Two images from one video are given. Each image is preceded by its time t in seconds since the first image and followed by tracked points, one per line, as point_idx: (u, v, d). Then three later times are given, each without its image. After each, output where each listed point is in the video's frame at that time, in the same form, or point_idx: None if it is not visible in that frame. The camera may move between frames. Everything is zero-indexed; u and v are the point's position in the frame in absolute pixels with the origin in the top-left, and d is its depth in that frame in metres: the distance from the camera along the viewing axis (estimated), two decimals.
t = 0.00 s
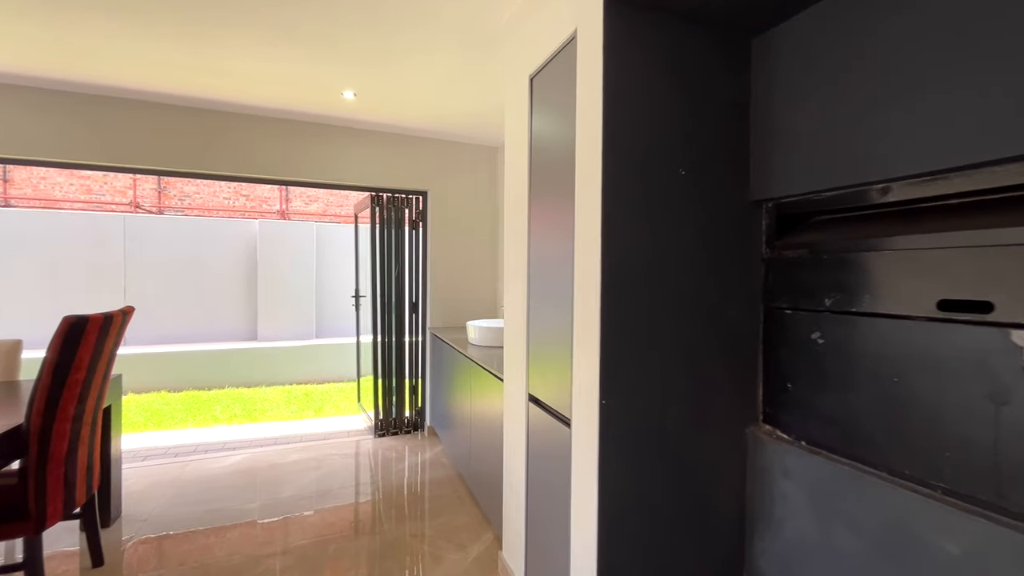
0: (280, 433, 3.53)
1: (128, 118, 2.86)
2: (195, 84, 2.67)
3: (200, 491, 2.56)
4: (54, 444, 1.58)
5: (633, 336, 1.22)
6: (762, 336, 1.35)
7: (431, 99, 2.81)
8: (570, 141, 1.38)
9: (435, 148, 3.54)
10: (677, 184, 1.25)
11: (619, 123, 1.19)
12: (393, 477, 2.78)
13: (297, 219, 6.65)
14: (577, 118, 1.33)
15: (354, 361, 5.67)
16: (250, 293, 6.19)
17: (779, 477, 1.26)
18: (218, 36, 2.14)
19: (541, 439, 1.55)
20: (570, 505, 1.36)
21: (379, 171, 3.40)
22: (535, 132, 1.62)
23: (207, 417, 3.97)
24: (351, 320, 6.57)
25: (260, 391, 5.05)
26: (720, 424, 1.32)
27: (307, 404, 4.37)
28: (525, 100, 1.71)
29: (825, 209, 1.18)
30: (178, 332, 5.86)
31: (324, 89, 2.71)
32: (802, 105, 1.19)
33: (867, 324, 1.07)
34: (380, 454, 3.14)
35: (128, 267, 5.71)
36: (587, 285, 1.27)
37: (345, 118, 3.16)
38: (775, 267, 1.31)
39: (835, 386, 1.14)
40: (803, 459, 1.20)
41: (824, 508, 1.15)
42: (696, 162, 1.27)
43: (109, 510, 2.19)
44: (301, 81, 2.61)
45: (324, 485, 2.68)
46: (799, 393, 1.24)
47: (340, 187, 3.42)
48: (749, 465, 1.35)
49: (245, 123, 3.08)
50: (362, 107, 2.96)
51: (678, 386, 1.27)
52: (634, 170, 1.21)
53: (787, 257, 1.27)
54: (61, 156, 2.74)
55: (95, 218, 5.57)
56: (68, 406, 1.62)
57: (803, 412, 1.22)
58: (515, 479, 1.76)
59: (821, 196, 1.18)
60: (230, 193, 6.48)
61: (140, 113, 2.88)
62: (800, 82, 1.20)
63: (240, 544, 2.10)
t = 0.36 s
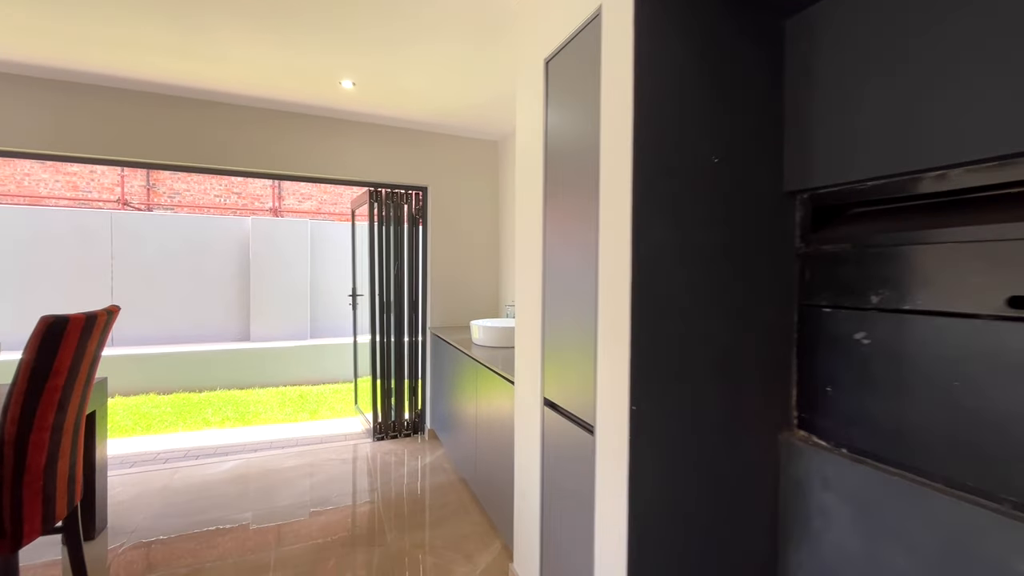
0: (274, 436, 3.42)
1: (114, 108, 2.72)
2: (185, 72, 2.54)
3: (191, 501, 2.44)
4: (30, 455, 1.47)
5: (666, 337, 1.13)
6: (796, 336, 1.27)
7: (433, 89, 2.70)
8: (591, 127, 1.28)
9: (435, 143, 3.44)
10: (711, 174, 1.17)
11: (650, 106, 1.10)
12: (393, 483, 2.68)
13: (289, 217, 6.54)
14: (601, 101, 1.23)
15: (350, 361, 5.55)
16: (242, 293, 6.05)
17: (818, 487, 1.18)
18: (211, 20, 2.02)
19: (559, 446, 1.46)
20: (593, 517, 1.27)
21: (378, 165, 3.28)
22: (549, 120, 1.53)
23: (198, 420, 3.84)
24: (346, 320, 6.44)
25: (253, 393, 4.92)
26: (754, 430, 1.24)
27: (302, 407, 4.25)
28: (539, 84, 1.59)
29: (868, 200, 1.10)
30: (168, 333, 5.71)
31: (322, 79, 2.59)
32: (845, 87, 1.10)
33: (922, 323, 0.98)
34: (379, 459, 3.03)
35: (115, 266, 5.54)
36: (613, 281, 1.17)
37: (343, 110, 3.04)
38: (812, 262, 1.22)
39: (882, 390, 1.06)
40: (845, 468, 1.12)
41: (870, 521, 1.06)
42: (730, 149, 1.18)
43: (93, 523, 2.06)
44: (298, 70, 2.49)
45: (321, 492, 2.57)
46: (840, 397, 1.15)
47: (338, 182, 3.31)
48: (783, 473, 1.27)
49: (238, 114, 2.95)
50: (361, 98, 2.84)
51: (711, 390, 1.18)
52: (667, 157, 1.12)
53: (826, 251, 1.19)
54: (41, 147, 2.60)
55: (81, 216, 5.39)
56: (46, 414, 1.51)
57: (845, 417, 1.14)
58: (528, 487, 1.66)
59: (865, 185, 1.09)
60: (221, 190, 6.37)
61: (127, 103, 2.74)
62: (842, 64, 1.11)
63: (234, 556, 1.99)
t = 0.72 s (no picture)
0: (276, 440, 3.31)
1: (110, 100, 2.61)
2: (183, 61, 2.43)
3: (189, 510, 2.33)
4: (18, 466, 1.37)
5: (713, 339, 1.04)
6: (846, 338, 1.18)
7: (442, 81, 2.60)
8: (626, 113, 1.19)
9: (442, 138, 3.34)
10: (759, 161, 1.07)
11: (695, 86, 1.00)
12: (401, 489, 2.58)
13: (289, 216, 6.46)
14: (638, 83, 1.13)
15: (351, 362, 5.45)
16: (241, 293, 5.94)
17: (874, 501, 1.09)
18: (213, 5, 1.91)
19: (587, 456, 1.36)
20: (630, 534, 1.18)
21: (383, 161, 3.18)
22: (576, 108, 1.44)
23: (197, 423, 3.73)
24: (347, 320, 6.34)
25: (253, 395, 4.81)
26: (803, 437, 1.15)
27: (303, 409, 4.15)
28: (564, 69, 1.49)
29: (930, 189, 1.00)
30: (165, 333, 5.59)
31: (327, 69, 2.49)
32: (903, 63, 1.00)
33: (998, 323, 0.89)
34: (385, 465, 2.93)
35: (112, 265, 5.42)
36: (654, 278, 1.08)
37: (347, 102, 2.94)
38: (866, 258, 1.13)
39: (949, 397, 0.96)
40: (908, 483, 1.02)
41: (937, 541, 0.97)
42: (779, 134, 1.09)
43: (86, 535, 1.95)
44: (303, 60, 2.39)
45: (326, 499, 2.48)
46: (898, 403, 1.06)
47: (342, 178, 3.21)
48: (832, 484, 1.18)
49: (239, 107, 2.85)
50: (367, 89, 2.74)
51: (758, 395, 1.09)
52: (713, 143, 1.02)
53: (880, 246, 1.10)
54: (34, 140, 2.49)
55: (76, 214, 5.27)
56: (35, 421, 1.41)
57: (904, 425, 1.05)
58: (551, 497, 1.57)
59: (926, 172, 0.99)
60: (220, 189, 6.26)
61: (124, 95, 2.63)
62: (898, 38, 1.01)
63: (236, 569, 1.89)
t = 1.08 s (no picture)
0: (283, 445, 3.20)
1: (113, 91, 2.50)
2: (188, 50, 2.32)
3: (195, 520, 2.22)
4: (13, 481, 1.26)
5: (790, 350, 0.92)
6: (922, 341, 1.07)
7: (459, 70, 2.49)
8: (684, 96, 1.08)
9: (455, 131, 3.23)
10: (838, 149, 0.96)
11: (774, 61, 0.88)
12: (416, 498, 2.48)
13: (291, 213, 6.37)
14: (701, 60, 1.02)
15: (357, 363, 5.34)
16: (244, 293, 5.82)
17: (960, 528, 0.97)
18: None
19: (634, 471, 1.26)
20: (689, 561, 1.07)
21: (395, 155, 3.08)
22: (618, 93, 1.33)
23: (200, 427, 3.61)
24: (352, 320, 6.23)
25: (256, 397, 4.70)
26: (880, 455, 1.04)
27: (308, 412, 4.04)
28: (604, 54, 1.38)
29: None
30: (167, 334, 5.48)
31: (340, 57, 2.38)
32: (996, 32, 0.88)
33: None
34: (397, 471, 2.83)
35: (112, 264, 5.30)
36: (722, 282, 0.96)
37: (358, 94, 2.83)
38: (948, 256, 1.02)
39: None
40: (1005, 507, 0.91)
41: None
42: (857, 118, 0.98)
43: (87, 549, 1.85)
44: (315, 48, 2.28)
45: (338, 508, 2.37)
46: (989, 417, 0.95)
47: (352, 173, 3.10)
48: (907, 505, 1.07)
49: (245, 99, 2.74)
50: (380, 80, 2.63)
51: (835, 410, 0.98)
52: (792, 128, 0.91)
53: (964, 242, 0.99)
54: (33, 133, 2.38)
55: (76, 212, 5.16)
56: (32, 433, 1.30)
57: (996, 441, 0.93)
58: (589, 513, 1.47)
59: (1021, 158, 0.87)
60: (220, 187, 6.13)
61: (127, 85, 2.52)
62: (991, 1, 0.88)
63: None
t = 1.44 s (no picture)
0: (288, 455, 3.09)
1: (115, 87, 2.39)
2: (193, 43, 2.21)
3: (198, 540, 2.10)
4: None
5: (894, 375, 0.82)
6: None
7: (476, 64, 2.38)
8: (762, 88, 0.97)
9: (468, 130, 3.12)
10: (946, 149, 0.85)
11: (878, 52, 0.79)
12: (429, 515, 2.35)
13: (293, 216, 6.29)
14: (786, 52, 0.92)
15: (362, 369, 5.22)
16: (247, 297, 5.71)
17: None
18: None
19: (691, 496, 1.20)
20: None
21: (406, 154, 2.96)
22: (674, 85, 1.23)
23: (202, 436, 3.50)
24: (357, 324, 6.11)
25: (260, 404, 4.58)
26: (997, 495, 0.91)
27: (313, 419, 3.92)
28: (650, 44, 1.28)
29: None
30: (168, 339, 5.37)
31: (351, 51, 2.26)
32: None
33: None
34: (408, 486, 2.71)
35: (113, 267, 5.20)
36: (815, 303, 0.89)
37: (369, 90, 2.72)
38: None
39: None
40: None
41: None
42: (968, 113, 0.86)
43: None
44: (326, 41, 2.17)
45: (348, 526, 2.25)
46: None
47: (361, 174, 2.98)
48: None
49: (252, 95, 2.63)
50: (392, 75, 2.51)
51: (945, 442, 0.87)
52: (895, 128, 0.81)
53: None
54: (31, 130, 2.27)
55: (76, 213, 5.06)
56: (18, 458, 1.19)
57: None
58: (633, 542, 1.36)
59: None
60: (223, 188, 6.03)
61: (130, 81, 2.42)
62: None
63: None
